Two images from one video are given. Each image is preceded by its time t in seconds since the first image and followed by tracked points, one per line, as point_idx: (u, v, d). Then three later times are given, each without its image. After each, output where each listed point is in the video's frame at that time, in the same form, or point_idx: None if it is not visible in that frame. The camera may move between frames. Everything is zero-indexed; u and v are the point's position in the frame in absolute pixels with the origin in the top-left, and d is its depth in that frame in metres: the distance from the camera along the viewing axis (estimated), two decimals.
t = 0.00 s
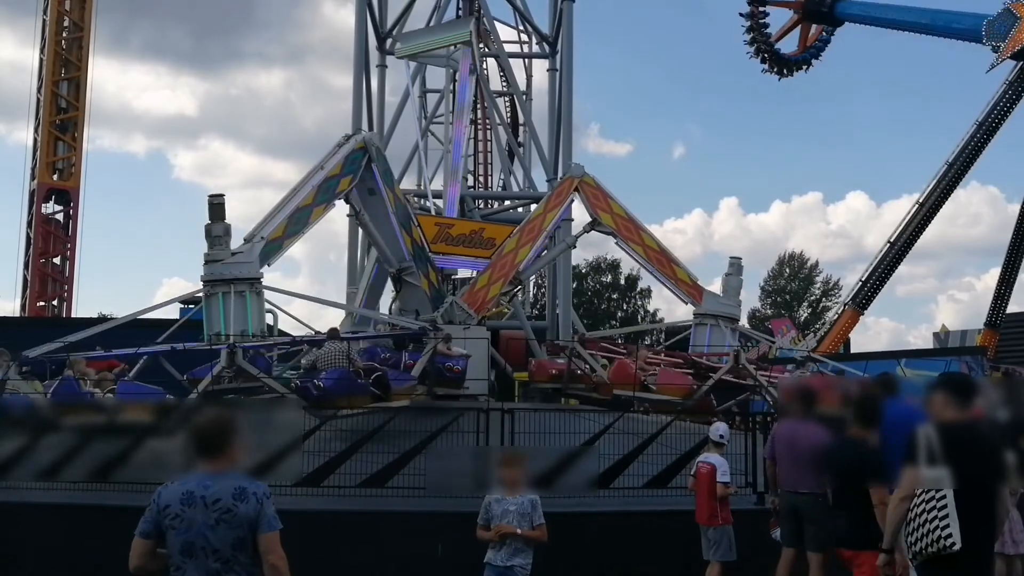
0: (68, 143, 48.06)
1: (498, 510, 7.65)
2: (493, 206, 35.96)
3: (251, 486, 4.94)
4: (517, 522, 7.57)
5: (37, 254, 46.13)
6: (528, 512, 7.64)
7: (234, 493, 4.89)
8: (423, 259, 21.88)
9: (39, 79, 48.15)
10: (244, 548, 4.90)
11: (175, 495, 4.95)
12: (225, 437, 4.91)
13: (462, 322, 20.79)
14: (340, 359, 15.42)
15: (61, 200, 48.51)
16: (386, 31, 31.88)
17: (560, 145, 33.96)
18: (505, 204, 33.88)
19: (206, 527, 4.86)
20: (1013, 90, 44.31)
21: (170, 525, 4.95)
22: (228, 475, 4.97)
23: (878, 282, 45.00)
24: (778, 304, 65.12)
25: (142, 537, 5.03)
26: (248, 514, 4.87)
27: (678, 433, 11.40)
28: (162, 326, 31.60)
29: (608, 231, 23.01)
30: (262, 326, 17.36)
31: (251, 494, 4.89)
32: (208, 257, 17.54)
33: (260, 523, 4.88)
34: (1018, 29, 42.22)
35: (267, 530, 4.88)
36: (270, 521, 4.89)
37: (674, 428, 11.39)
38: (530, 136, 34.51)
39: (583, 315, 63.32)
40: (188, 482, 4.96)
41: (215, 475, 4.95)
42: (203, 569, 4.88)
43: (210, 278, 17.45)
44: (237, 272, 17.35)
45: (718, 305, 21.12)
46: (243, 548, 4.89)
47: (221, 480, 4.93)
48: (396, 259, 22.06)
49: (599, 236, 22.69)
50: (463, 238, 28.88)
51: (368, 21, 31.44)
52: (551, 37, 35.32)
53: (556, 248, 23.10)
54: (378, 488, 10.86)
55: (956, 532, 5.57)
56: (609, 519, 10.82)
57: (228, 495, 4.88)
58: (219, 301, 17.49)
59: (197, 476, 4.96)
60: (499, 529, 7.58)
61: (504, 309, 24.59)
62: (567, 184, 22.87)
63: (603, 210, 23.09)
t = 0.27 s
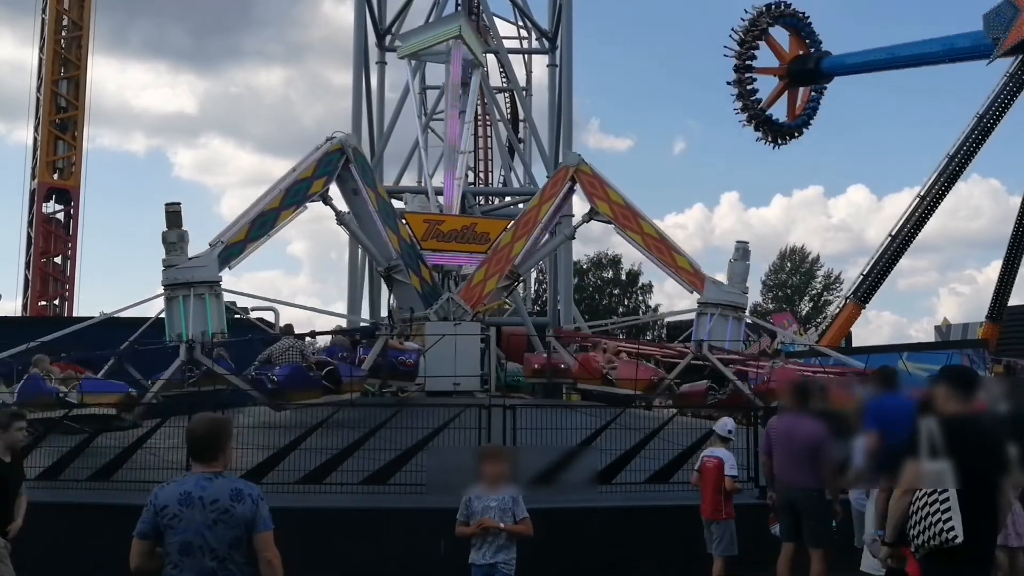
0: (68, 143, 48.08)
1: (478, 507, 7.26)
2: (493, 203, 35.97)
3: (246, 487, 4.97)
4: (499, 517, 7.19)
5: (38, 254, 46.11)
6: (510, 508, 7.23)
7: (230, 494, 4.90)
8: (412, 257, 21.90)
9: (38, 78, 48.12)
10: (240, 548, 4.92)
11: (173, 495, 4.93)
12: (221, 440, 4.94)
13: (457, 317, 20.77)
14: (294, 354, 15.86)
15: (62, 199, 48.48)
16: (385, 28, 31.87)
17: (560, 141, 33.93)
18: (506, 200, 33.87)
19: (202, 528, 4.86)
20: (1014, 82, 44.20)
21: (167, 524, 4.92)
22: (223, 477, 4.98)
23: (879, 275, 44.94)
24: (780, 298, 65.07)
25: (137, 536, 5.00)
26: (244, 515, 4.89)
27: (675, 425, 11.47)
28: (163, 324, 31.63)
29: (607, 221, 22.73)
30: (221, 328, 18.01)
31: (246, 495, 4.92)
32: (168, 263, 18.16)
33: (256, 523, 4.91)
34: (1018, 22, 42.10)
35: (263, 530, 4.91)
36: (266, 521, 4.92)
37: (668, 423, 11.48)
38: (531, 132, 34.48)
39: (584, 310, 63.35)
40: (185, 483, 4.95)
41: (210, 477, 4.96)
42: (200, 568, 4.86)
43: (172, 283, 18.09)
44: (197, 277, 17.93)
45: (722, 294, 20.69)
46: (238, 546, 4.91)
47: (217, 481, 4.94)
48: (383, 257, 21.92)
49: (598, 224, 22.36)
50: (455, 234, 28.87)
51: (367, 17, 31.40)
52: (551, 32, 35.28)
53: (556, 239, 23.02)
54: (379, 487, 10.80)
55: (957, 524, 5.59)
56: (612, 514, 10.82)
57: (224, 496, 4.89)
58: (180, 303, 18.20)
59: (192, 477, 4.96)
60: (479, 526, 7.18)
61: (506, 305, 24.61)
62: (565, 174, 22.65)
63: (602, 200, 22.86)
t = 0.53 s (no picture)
0: (70, 143, 48.13)
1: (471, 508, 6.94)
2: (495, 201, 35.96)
3: (250, 485, 4.96)
4: (492, 520, 6.94)
5: (40, 254, 46.14)
6: (502, 512, 7.00)
7: (234, 490, 4.91)
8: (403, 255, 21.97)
9: (39, 79, 48.16)
10: (240, 545, 4.93)
11: (181, 487, 4.94)
12: (228, 438, 4.94)
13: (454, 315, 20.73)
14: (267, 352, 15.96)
15: (64, 199, 48.49)
16: (386, 26, 31.88)
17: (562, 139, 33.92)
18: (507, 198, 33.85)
19: (205, 520, 4.88)
20: (1015, 78, 44.18)
21: (172, 515, 4.93)
22: (228, 474, 4.99)
23: (882, 272, 44.90)
24: (782, 295, 65.04)
25: (142, 524, 5.01)
26: (246, 512, 4.89)
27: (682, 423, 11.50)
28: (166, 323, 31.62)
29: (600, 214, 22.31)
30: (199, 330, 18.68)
31: (249, 493, 4.92)
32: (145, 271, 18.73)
33: (255, 520, 4.91)
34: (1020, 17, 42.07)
35: (264, 528, 4.90)
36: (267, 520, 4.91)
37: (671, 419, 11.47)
38: (532, 129, 34.46)
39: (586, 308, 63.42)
40: (192, 476, 4.97)
41: (216, 473, 4.97)
42: (202, 560, 4.88)
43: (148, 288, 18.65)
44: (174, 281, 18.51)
45: (712, 284, 19.80)
46: (238, 540, 4.92)
47: (222, 478, 4.95)
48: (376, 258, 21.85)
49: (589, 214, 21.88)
50: (445, 232, 28.80)
51: (368, 16, 31.39)
52: (552, 30, 35.27)
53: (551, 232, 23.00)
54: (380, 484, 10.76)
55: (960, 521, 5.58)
56: (613, 511, 10.82)
57: (228, 492, 4.90)
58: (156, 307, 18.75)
59: (199, 472, 4.97)
60: (472, 529, 6.84)
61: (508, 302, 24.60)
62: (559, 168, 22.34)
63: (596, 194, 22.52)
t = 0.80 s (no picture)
0: (72, 143, 48.19)
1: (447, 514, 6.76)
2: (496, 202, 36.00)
3: (243, 479, 5.00)
4: (475, 527, 6.78)
5: (42, 254, 46.18)
6: (489, 514, 6.85)
7: (228, 484, 4.95)
8: (399, 257, 21.37)
9: (42, 79, 48.21)
10: (233, 540, 4.96)
11: (176, 481, 4.99)
12: (224, 434, 4.97)
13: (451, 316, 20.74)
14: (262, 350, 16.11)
15: (66, 200, 48.57)
16: (388, 27, 31.93)
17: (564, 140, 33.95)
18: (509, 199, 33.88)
19: (198, 513, 4.91)
20: (1018, 79, 44.21)
21: (168, 508, 4.97)
22: (223, 468, 5.02)
23: (884, 273, 44.90)
24: (784, 296, 65.03)
25: (139, 517, 5.06)
26: (239, 506, 4.93)
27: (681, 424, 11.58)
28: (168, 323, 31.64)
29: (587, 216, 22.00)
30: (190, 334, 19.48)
31: (242, 487, 4.96)
32: (138, 279, 19.55)
33: (249, 514, 4.94)
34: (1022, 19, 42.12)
35: (257, 522, 4.94)
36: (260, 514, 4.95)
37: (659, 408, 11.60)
38: (534, 130, 34.49)
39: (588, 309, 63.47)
40: (187, 470, 5.01)
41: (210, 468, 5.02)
42: (193, 553, 4.91)
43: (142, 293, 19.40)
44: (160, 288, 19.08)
45: (689, 279, 19.51)
46: (231, 534, 4.94)
47: (216, 472, 4.99)
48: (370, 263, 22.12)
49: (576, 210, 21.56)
50: (440, 232, 28.50)
51: (370, 16, 31.41)
52: (554, 31, 35.31)
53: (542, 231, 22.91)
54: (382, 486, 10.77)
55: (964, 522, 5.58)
56: (615, 511, 10.80)
57: (221, 486, 4.94)
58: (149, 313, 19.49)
59: (194, 466, 5.01)
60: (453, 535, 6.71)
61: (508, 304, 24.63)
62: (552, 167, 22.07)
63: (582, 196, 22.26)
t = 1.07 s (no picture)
0: (75, 143, 48.25)
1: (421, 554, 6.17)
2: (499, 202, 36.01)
3: (223, 480, 5.00)
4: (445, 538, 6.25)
5: (44, 254, 46.23)
6: (462, 523, 6.29)
7: (206, 485, 4.95)
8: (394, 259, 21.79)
9: (45, 79, 48.23)
10: (213, 540, 4.95)
11: (156, 482, 5.00)
12: (206, 435, 4.99)
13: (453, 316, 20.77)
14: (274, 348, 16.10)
15: (69, 199, 48.64)
16: (391, 27, 31.93)
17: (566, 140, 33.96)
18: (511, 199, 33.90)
19: (176, 514, 4.92)
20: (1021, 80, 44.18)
21: (150, 508, 4.99)
22: (204, 469, 5.04)
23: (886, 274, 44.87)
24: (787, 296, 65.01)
25: (125, 516, 5.08)
26: (217, 506, 4.92)
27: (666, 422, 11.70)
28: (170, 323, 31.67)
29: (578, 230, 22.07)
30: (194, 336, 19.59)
31: (220, 488, 4.95)
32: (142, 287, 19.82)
33: (226, 514, 4.92)
34: None
35: (235, 521, 4.91)
36: (238, 512, 4.92)
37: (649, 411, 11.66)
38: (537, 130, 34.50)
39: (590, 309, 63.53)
40: (167, 471, 5.02)
41: (191, 468, 5.02)
42: (177, 553, 4.92)
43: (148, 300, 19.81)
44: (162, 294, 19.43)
45: (651, 271, 18.27)
46: (211, 534, 4.94)
47: (196, 472, 5.00)
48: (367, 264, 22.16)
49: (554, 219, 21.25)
50: (440, 232, 28.43)
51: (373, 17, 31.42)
52: (556, 31, 35.32)
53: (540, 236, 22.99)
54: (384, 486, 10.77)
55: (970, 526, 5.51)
56: (616, 513, 10.79)
57: (199, 486, 4.94)
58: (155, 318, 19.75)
59: (176, 466, 5.02)
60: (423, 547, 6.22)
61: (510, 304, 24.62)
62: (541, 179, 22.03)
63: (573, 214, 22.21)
